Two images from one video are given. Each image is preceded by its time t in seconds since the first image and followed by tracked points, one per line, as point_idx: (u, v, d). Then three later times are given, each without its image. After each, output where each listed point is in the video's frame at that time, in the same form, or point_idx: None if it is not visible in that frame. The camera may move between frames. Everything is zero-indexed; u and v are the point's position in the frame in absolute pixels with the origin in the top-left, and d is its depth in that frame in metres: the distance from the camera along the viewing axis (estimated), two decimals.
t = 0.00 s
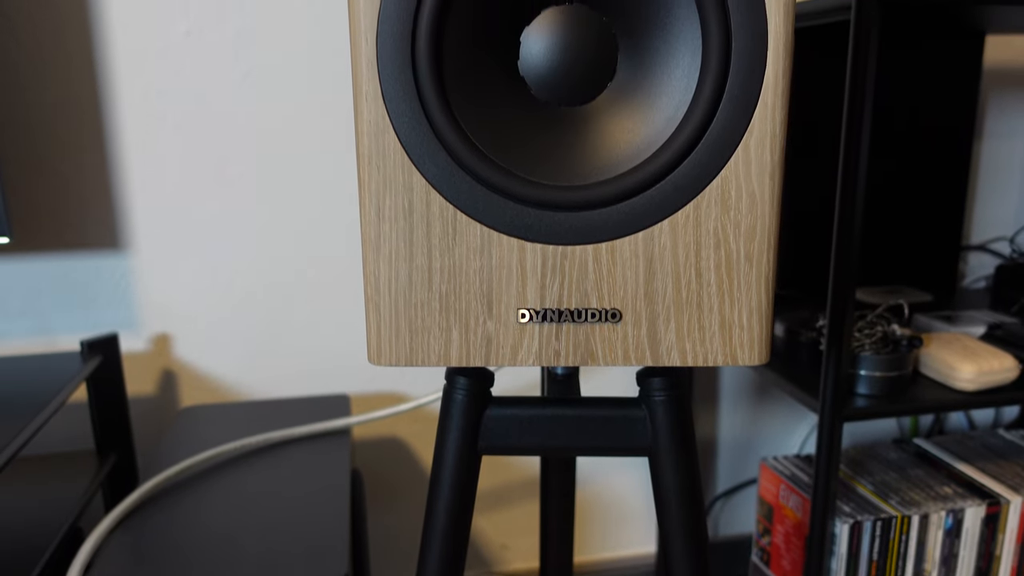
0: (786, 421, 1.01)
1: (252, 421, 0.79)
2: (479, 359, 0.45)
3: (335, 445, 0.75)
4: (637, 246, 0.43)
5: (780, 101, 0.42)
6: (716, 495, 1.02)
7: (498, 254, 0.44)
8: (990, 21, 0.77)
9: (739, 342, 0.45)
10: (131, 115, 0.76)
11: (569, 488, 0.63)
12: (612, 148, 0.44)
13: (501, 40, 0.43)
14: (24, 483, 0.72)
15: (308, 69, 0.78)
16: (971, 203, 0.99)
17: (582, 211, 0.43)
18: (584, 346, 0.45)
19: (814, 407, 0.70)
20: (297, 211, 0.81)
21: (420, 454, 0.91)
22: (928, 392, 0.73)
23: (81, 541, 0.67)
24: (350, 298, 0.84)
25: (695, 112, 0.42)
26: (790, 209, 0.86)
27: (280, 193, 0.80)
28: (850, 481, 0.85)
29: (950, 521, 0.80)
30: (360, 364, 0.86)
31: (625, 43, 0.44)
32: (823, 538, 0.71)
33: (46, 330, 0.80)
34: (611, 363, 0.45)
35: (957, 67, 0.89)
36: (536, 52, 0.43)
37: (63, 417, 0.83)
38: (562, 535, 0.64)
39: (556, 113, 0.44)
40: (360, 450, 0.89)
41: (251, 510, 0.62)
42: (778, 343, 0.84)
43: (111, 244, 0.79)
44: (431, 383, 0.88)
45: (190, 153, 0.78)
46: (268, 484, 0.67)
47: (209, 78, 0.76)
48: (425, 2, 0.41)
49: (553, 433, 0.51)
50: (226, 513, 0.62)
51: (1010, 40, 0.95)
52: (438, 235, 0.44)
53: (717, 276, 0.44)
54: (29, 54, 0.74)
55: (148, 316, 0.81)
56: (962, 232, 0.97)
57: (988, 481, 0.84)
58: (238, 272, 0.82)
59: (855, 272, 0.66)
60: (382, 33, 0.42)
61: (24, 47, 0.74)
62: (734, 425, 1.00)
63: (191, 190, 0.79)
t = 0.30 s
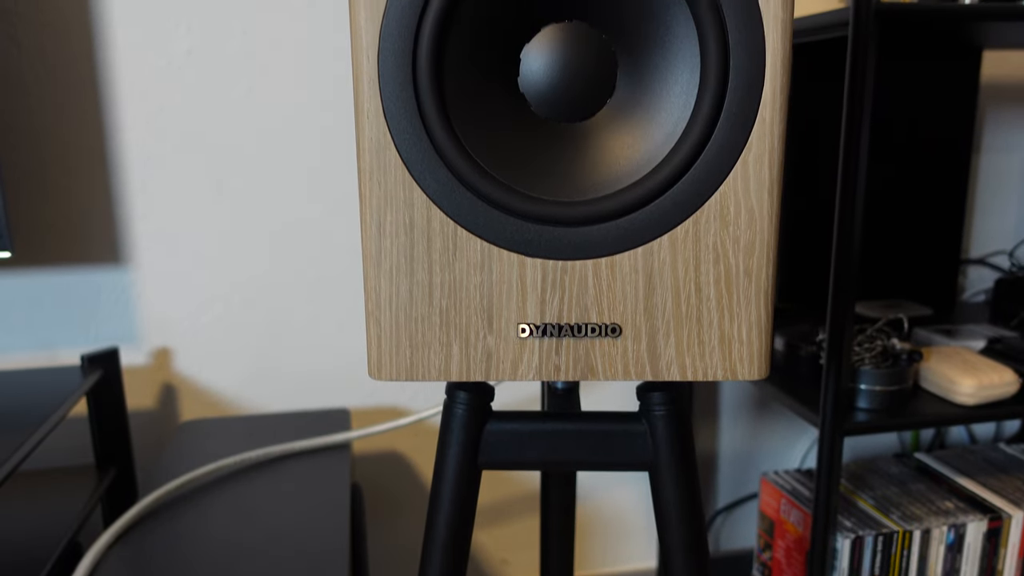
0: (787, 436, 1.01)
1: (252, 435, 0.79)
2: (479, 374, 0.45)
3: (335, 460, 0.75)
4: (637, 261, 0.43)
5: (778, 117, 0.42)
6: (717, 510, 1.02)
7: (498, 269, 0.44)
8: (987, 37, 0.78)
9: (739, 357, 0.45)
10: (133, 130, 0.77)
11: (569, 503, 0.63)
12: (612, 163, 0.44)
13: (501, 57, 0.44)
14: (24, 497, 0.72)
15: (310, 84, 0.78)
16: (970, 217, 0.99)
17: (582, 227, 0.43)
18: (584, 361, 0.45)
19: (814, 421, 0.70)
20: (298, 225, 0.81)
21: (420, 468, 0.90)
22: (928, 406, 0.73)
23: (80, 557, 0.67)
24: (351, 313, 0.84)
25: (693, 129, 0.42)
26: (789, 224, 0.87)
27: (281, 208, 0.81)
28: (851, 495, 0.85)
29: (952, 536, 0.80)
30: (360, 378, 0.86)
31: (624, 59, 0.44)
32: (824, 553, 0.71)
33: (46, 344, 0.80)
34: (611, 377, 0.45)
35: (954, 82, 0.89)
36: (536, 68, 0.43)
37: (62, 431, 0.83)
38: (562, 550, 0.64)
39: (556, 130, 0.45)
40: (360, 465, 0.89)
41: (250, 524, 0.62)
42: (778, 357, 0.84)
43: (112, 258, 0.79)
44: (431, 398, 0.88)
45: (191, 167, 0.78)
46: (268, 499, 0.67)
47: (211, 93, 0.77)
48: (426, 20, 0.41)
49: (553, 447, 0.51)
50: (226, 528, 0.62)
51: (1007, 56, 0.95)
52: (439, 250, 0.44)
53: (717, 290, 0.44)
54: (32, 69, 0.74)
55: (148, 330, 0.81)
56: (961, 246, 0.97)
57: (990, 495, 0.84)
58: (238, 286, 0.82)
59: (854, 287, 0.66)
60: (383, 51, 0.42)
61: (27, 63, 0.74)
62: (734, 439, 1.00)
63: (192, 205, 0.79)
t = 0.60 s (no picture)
0: (787, 450, 1.01)
1: (251, 450, 0.79)
2: (479, 389, 0.45)
3: (335, 475, 0.74)
4: (636, 277, 0.44)
5: (776, 134, 0.43)
6: (718, 524, 1.01)
7: (499, 284, 0.44)
8: (984, 53, 0.79)
9: (739, 372, 0.45)
10: (135, 145, 0.77)
11: (569, 518, 0.63)
12: (611, 179, 0.45)
13: (502, 74, 0.44)
14: (23, 511, 0.72)
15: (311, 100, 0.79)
16: (969, 231, 1.00)
17: (582, 242, 0.44)
18: (584, 376, 0.45)
19: (815, 436, 0.70)
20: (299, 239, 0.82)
21: (420, 483, 0.90)
22: (929, 420, 0.73)
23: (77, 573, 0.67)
24: (351, 327, 0.84)
25: (692, 145, 0.42)
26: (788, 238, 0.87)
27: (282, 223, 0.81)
28: (852, 510, 0.85)
29: (954, 551, 0.80)
30: (361, 392, 0.86)
31: (623, 77, 0.45)
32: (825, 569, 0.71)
33: (47, 359, 0.80)
34: (611, 392, 0.45)
35: (952, 98, 0.90)
36: (536, 84, 0.44)
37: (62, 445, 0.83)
38: (563, 566, 0.64)
39: (556, 146, 0.45)
40: (360, 480, 0.89)
41: (249, 539, 0.62)
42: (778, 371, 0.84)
43: (113, 273, 0.79)
44: (431, 412, 0.87)
45: (193, 182, 0.79)
46: (268, 514, 0.67)
47: (213, 109, 0.77)
48: (427, 38, 0.42)
49: (553, 462, 0.51)
50: (225, 543, 0.62)
51: (1005, 71, 0.96)
52: (439, 266, 0.44)
53: (716, 305, 0.44)
54: (36, 86, 0.75)
55: (148, 344, 0.81)
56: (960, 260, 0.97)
57: (991, 511, 0.84)
58: (239, 301, 0.82)
59: (853, 301, 0.66)
60: (384, 68, 0.42)
61: (31, 78, 0.75)
62: (735, 454, 0.99)
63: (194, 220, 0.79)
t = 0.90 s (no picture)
0: (788, 466, 1.01)
1: (251, 466, 0.79)
2: (479, 405, 0.45)
3: (334, 491, 0.74)
4: (636, 293, 0.44)
5: (774, 152, 0.43)
6: (720, 541, 1.01)
7: (499, 301, 0.44)
8: (980, 70, 0.79)
9: (739, 388, 0.45)
10: (137, 161, 0.78)
11: (569, 534, 0.63)
12: (611, 196, 0.45)
13: (502, 93, 0.45)
14: (22, 527, 0.72)
15: (312, 117, 0.79)
16: (968, 246, 1.00)
17: (582, 259, 0.44)
18: (584, 392, 0.45)
19: (815, 452, 0.70)
20: (300, 255, 0.82)
21: (420, 499, 0.90)
22: (929, 436, 0.73)
23: None
24: (351, 342, 0.84)
25: (691, 163, 0.43)
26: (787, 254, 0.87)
27: (283, 240, 0.81)
28: (854, 526, 0.85)
29: (956, 567, 0.79)
30: (361, 408, 0.86)
31: (622, 96, 0.45)
32: None
33: (47, 374, 0.80)
34: (611, 409, 0.45)
35: (950, 115, 0.90)
36: (536, 103, 0.45)
37: (62, 461, 0.83)
38: None
39: (556, 164, 0.46)
40: (360, 496, 0.89)
41: (249, 555, 0.62)
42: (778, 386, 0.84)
43: (115, 288, 0.79)
44: (431, 428, 0.87)
45: (194, 198, 0.79)
46: (268, 530, 0.66)
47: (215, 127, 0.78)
48: (428, 58, 0.42)
49: (553, 478, 0.51)
50: (224, 559, 0.62)
51: (1002, 87, 0.97)
52: (440, 282, 0.44)
53: (716, 321, 0.44)
54: (40, 103, 0.76)
55: (149, 360, 0.82)
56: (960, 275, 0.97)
57: (994, 527, 0.83)
58: (239, 317, 0.82)
59: (853, 317, 0.66)
60: (385, 87, 0.43)
61: (34, 96, 0.75)
62: (736, 469, 0.99)
63: (195, 235, 0.80)
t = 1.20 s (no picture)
0: (789, 483, 1.00)
1: (251, 483, 0.79)
2: (480, 422, 0.45)
3: (334, 508, 0.74)
4: (636, 310, 0.44)
5: (772, 171, 0.43)
6: (721, 558, 1.00)
7: (499, 317, 0.44)
8: (977, 88, 0.80)
9: (738, 405, 0.45)
10: (138, 178, 0.78)
11: (570, 551, 0.62)
12: (610, 214, 0.45)
13: (502, 111, 0.45)
14: (21, 545, 0.72)
15: (313, 134, 0.80)
16: (967, 261, 1.00)
17: (582, 276, 0.44)
18: (584, 409, 0.45)
19: (816, 469, 0.70)
20: (301, 272, 0.82)
21: (420, 516, 0.90)
22: (930, 453, 0.73)
23: None
24: (351, 359, 0.84)
25: (689, 181, 0.43)
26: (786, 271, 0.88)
27: (284, 256, 0.81)
28: (855, 544, 0.85)
29: None
30: (361, 424, 0.86)
31: (621, 114, 0.46)
32: None
33: (47, 391, 0.80)
34: (611, 426, 0.45)
35: (947, 132, 0.91)
36: (536, 121, 0.45)
37: (62, 478, 0.82)
38: None
39: (556, 182, 0.46)
40: (360, 513, 0.88)
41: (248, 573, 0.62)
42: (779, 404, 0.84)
43: (116, 305, 0.80)
44: (431, 444, 0.87)
45: (196, 215, 0.79)
46: (268, 547, 0.66)
47: (217, 144, 0.79)
48: (429, 78, 0.42)
49: (554, 495, 0.51)
50: None
51: (998, 104, 0.97)
52: (440, 299, 0.44)
53: (716, 338, 0.44)
54: (43, 121, 0.76)
55: (149, 377, 0.82)
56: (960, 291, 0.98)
57: (998, 545, 0.82)
58: (240, 333, 0.82)
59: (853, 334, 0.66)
60: (387, 106, 0.43)
61: (38, 114, 0.76)
62: (737, 486, 0.99)
63: (196, 252, 0.80)
